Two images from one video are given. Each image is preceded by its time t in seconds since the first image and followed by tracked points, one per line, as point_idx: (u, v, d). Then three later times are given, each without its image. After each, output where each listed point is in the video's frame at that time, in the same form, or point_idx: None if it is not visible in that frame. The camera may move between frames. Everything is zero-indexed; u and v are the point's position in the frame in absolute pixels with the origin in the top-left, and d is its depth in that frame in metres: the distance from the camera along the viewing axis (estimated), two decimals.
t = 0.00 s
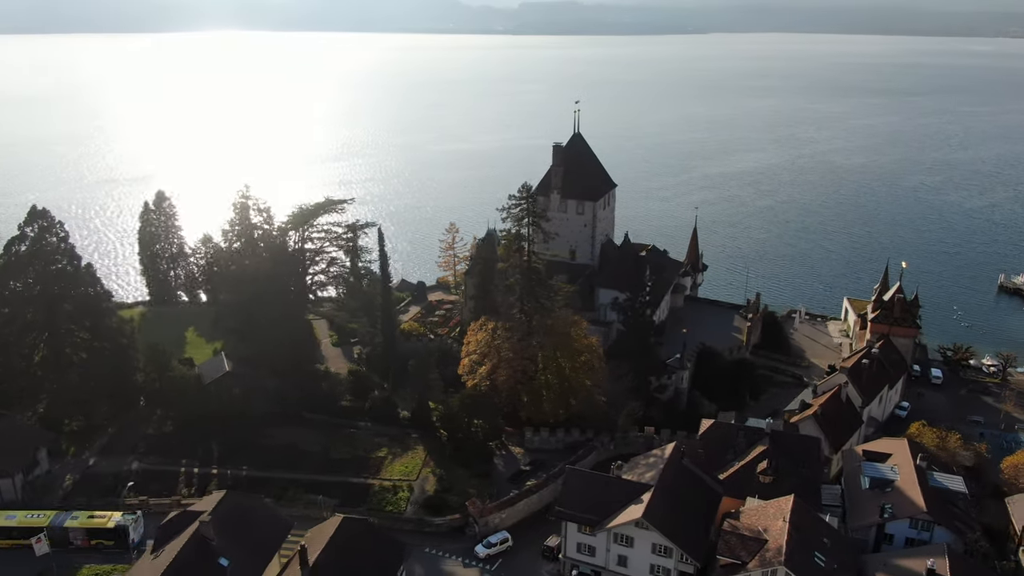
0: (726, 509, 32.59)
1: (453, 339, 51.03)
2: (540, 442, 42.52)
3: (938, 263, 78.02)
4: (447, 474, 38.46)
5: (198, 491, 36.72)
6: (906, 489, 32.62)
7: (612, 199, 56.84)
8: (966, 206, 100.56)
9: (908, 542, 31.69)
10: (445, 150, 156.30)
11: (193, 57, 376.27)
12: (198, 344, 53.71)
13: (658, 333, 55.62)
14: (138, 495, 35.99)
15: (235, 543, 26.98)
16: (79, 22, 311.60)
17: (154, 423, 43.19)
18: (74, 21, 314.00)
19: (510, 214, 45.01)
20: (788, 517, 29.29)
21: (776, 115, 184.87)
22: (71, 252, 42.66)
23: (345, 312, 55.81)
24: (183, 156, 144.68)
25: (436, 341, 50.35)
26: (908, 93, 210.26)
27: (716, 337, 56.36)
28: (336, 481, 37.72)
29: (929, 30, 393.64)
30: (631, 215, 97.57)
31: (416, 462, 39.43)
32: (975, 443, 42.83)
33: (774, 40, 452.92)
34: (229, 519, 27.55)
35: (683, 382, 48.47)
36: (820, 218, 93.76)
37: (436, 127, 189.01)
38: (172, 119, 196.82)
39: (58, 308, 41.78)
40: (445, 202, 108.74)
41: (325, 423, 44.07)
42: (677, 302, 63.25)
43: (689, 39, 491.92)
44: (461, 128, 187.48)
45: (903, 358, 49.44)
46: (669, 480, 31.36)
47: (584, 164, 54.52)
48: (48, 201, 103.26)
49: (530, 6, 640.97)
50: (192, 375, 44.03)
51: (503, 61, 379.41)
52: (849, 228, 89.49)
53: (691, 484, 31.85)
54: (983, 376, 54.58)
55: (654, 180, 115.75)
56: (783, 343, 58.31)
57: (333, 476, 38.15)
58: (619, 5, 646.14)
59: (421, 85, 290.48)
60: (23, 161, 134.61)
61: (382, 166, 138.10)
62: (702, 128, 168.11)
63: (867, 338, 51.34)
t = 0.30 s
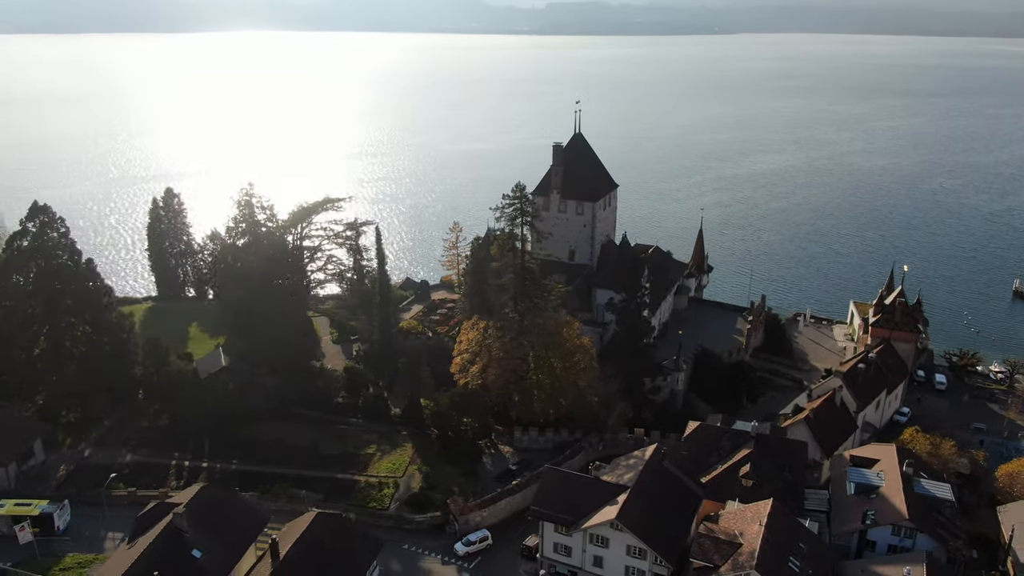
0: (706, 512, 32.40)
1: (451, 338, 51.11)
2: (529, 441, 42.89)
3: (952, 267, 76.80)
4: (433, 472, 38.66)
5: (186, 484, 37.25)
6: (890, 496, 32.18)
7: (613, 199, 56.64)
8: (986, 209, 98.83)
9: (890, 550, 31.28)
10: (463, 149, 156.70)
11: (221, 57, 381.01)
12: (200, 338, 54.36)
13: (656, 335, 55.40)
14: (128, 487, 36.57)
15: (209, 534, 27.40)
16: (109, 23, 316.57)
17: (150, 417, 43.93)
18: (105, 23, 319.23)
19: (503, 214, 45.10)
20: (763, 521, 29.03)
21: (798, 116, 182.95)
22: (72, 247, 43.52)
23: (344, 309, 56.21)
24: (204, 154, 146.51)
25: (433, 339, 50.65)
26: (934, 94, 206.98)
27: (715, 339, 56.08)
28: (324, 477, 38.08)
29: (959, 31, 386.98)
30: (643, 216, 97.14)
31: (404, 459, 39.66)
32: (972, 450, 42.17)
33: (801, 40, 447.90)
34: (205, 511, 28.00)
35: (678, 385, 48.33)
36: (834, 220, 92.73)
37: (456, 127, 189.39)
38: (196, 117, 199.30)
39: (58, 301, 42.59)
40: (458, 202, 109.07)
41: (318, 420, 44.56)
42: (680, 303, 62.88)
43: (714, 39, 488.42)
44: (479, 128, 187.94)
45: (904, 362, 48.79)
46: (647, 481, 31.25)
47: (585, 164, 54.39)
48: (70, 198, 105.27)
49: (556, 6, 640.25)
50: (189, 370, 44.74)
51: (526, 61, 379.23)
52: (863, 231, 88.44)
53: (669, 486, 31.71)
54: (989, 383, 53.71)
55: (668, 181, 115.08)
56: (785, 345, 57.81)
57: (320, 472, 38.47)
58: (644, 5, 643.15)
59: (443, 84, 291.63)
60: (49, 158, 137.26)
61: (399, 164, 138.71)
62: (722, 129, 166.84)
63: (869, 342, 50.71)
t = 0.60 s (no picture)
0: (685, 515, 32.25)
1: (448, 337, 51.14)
2: (518, 441, 42.98)
3: (967, 271, 75.50)
4: (419, 469, 38.89)
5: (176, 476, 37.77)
6: (874, 502, 31.73)
7: (615, 200, 56.50)
8: (1007, 213, 97.02)
9: (871, 556, 30.86)
10: (480, 149, 157.02)
11: (248, 56, 385.63)
12: (202, 334, 54.99)
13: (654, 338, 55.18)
14: (118, 478, 37.16)
15: (185, 526, 27.78)
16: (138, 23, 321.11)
17: (147, 410, 44.62)
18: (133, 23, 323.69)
19: (496, 214, 45.50)
20: (739, 525, 28.78)
21: (820, 118, 180.81)
22: (74, 242, 44.31)
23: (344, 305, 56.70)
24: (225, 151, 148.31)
25: (429, 336, 50.91)
26: (961, 96, 203.19)
27: (715, 342, 55.74)
28: (311, 472, 38.40)
29: (992, 32, 379.49)
30: (654, 217, 96.61)
31: (392, 456, 39.95)
32: (968, 459, 41.48)
33: (829, 41, 442.04)
34: (181, 503, 28.39)
35: (673, 387, 48.13)
36: (848, 223, 91.63)
37: (476, 126, 189.68)
38: (219, 115, 201.70)
39: (59, 295, 43.40)
40: (471, 201, 109.26)
41: (311, 415, 44.95)
42: (684, 305, 62.62)
43: (740, 40, 483.99)
44: (498, 127, 188.04)
45: (904, 368, 48.14)
46: (625, 482, 31.15)
47: (586, 165, 54.28)
48: (90, 194, 107.21)
49: (582, 6, 638.18)
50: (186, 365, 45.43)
51: (549, 62, 378.57)
52: (877, 234, 87.23)
53: (647, 488, 31.60)
54: (994, 390, 52.81)
55: (682, 182, 114.32)
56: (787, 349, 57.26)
57: (308, 467, 38.81)
58: (671, 5, 638.39)
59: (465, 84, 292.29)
60: (74, 155, 139.86)
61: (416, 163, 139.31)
62: (741, 130, 165.32)
63: (869, 346, 50.11)
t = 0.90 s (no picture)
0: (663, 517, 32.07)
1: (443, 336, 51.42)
2: (507, 440, 43.07)
3: (980, 276, 74.18)
4: (406, 467, 39.07)
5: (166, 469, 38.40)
6: (855, 508, 31.31)
7: (618, 201, 56.28)
8: None
9: (851, 563, 30.42)
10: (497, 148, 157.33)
11: (274, 56, 390.30)
12: (206, 330, 55.50)
13: (651, 340, 54.95)
14: (109, 470, 37.80)
15: (161, 519, 28.22)
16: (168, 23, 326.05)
17: (144, 404, 45.38)
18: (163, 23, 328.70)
19: (490, 214, 45.31)
20: (713, 529, 28.57)
21: (842, 120, 178.61)
22: (74, 238, 45.11)
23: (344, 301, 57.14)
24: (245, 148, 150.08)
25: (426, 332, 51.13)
26: (989, 98, 199.58)
27: (714, 344, 55.39)
28: (299, 468, 38.79)
29: None
30: (666, 217, 96.00)
31: (380, 453, 40.24)
32: (964, 467, 40.89)
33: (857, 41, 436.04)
34: (158, 496, 28.85)
35: (668, 389, 47.90)
36: (862, 226, 90.41)
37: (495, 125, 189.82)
38: (242, 113, 204.17)
39: (58, 289, 44.09)
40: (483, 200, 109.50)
41: (304, 411, 45.35)
42: (686, 307, 62.35)
43: (767, 40, 479.34)
44: (517, 127, 188.16)
45: (904, 373, 47.47)
46: (602, 483, 31.06)
47: (587, 165, 54.19)
48: (110, 190, 109.10)
49: (608, 6, 636.08)
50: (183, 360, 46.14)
51: (573, 62, 378.01)
52: (892, 238, 85.96)
53: (625, 489, 31.47)
54: (999, 397, 51.87)
55: (696, 184, 113.60)
56: (789, 353, 56.72)
57: (295, 463, 39.27)
58: (698, 6, 634.07)
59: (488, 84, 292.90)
60: (98, 153, 142.65)
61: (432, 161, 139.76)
62: (760, 132, 163.86)
63: (869, 351, 49.49)
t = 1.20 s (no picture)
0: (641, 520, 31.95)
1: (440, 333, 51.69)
2: (495, 439, 43.17)
3: (995, 280, 72.72)
4: (393, 465, 39.25)
5: (158, 462, 38.98)
6: (835, 514, 30.96)
7: (618, 201, 56.10)
8: None
9: (829, 570, 30.06)
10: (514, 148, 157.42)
11: (300, 56, 394.66)
12: (209, 326, 56.11)
13: (649, 342, 54.75)
14: (101, 462, 38.48)
15: (138, 511, 28.63)
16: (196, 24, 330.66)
17: (142, 397, 46.09)
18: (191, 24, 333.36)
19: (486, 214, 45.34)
20: (686, 532, 28.44)
21: (864, 121, 176.31)
22: (77, 235, 45.80)
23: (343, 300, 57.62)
24: (265, 147, 151.73)
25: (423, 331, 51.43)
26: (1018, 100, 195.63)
27: (711, 348, 55.07)
28: (288, 463, 39.23)
29: None
30: (677, 219, 95.46)
31: (368, 451, 40.49)
32: (959, 475, 40.18)
33: (886, 41, 429.59)
34: (136, 490, 29.26)
35: (662, 391, 47.74)
36: (876, 229, 89.11)
37: (513, 126, 190.02)
38: (265, 113, 206.57)
39: (58, 284, 44.81)
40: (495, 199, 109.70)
41: (297, 407, 45.61)
42: (689, 309, 62.15)
43: (794, 41, 474.09)
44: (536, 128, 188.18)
45: (903, 379, 46.73)
46: (579, 483, 31.04)
47: (586, 164, 54.14)
48: (129, 188, 110.96)
49: (634, 7, 633.38)
50: (181, 356, 46.73)
51: (597, 62, 376.91)
52: (906, 240, 84.57)
53: (603, 490, 31.41)
54: (1004, 405, 50.86)
55: (710, 185, 112.80)
56: (790, 357, 56.18)
57: (283, 458, 39.63)
58: (725, 6, 629.17)
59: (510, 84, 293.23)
60: (121, 151, 145.18)
61: (449, 160, 140.08)
62: (779, 133, 162.33)
63: (868, 356, 48.83)
